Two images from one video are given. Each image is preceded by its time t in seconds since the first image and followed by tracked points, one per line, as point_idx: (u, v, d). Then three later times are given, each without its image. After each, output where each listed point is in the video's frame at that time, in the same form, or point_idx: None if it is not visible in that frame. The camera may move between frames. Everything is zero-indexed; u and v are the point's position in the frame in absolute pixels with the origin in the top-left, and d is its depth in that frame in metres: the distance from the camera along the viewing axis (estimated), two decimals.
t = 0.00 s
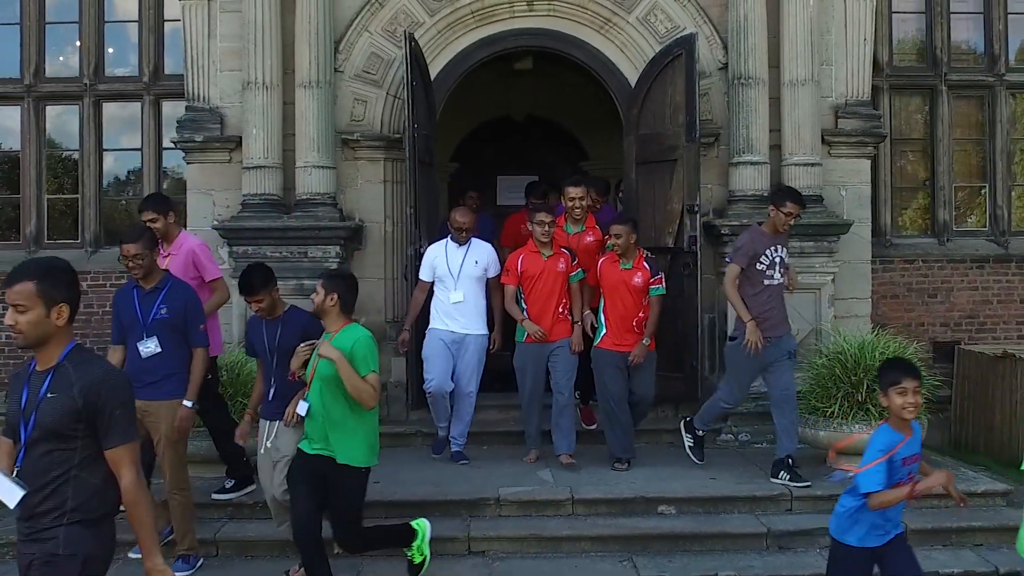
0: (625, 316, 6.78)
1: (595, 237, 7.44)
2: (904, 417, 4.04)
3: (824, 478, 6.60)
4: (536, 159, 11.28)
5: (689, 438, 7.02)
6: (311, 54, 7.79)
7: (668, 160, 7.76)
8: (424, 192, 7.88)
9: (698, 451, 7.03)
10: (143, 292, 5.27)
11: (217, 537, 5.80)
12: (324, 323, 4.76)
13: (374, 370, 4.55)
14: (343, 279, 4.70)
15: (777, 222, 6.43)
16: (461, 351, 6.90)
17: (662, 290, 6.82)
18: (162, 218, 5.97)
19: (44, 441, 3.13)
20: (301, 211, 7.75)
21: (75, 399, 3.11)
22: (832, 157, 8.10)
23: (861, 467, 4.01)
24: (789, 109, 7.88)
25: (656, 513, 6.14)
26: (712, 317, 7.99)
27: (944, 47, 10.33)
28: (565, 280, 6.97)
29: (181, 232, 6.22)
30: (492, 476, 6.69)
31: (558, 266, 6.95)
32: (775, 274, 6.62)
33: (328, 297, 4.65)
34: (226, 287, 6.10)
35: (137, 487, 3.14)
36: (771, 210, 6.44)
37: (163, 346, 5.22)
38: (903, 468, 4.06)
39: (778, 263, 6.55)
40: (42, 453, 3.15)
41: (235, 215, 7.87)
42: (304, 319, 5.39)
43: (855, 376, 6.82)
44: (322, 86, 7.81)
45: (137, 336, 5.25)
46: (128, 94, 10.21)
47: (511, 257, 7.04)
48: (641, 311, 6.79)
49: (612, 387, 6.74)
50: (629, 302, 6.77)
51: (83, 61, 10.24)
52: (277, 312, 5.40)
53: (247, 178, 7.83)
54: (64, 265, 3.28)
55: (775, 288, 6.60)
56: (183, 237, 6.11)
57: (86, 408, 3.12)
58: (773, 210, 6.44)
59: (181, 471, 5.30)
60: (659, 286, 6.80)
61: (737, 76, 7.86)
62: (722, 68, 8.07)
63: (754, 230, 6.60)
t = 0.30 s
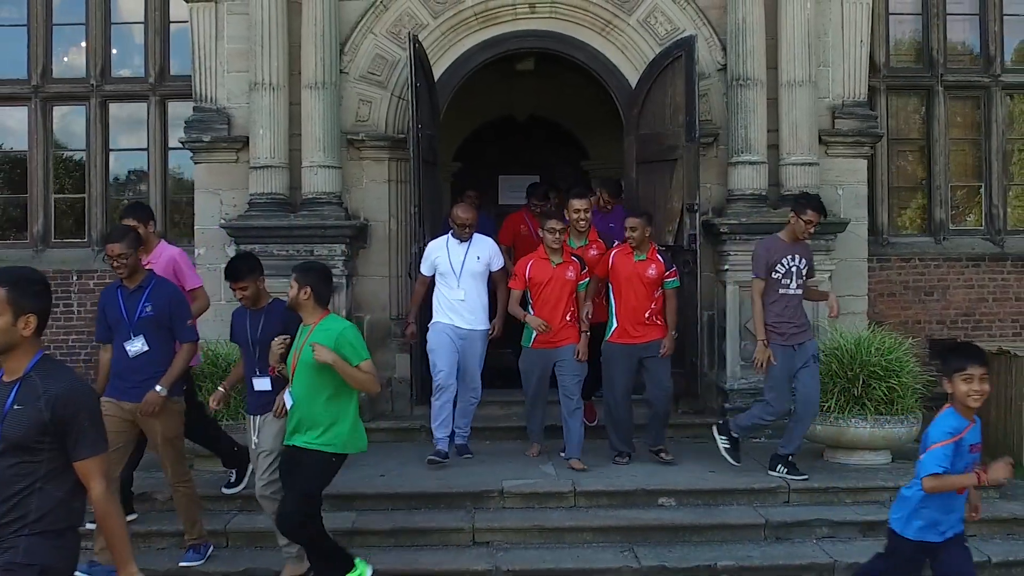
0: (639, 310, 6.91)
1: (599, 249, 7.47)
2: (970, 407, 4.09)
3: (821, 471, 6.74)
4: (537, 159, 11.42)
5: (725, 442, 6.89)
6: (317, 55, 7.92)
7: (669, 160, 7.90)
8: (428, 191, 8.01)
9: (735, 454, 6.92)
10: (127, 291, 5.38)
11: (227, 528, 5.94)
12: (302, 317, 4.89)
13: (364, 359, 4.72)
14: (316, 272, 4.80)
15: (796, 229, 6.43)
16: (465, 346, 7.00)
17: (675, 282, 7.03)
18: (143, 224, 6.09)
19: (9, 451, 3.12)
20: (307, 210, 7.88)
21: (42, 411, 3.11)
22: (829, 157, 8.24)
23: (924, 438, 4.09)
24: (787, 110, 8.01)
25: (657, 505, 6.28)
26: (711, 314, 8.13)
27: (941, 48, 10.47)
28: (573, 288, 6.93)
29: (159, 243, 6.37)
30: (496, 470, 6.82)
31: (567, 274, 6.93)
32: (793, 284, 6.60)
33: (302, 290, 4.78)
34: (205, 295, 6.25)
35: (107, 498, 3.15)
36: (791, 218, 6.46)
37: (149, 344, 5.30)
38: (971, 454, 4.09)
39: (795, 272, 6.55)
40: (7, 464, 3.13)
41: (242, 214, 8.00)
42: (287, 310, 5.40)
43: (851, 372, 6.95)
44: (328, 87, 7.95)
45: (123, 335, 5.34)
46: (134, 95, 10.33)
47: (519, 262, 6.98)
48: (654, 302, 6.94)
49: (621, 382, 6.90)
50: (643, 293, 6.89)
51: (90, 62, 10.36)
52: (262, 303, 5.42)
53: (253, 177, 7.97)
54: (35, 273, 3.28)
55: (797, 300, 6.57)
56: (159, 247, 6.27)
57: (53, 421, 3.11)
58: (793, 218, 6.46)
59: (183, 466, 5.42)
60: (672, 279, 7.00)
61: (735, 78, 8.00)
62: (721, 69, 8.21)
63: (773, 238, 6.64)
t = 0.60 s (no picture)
0: (654, 308, 6.96)
1: (605, 251, 7.46)
2: None
3: (816, 464, 6.87)
4: (538, 158, 11.55)
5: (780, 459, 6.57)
6: (322, 55, 8.05)
7: (668, 158, 8.02)
8: (431, 190, 8.14)
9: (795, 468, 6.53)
10: (106, 304, 5.34)
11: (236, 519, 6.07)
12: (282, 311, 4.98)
13: (343, 350, 4.80)
14: (291, 266, 4.89)
15: (813, 214, 6.54)
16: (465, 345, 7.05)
17: (689, 283, 7.09)
18: (119, 235, 6.24)
19: None
20: (312, 208, 8.01)
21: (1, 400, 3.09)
22: (825, 156, 8.37)
23: (981, 444, 3.84)
24: (784, 109, 8.14)
25: (656, 496, 6.41)
26: (710, 310, 8.26)
27: (936, 48, 10.60)
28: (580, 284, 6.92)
29: (134, 252, 6.47)
30: (498, 463, 6.95)
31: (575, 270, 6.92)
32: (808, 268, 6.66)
33: (278, 284, 4.88)
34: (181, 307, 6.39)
35: (56, 492, 3.09)
36: (808, 203, 6.57)
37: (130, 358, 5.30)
38: None
39: (810, 255, 6.61)
40: None
41: (248, 211, 8.13)
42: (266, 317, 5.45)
43: (846, 366, 7.07)
44: (332, 86, 8.07)
45: (103, 348, 5.33)
46: (139, 94, 10.45)
47: (527, 258, 7.00)
48: (667, 303, 6.99)
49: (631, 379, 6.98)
50: (656, 292, 6.96)
51: (95, 62, 10.46)
52: (243, 311, 5.46)
53: (259, 175, 8.09)
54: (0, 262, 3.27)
55: (811, 283, 6.63)
56: (137, 258, 6.40)
57: (12, 410, 3.09)
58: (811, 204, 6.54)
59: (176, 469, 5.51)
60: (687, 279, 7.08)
61: (733, 78, 8.13)
62: (719, 69, 8.34)
63: (790, 223, 6.72)
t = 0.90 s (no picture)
0: (664, 308, 6.91)
1: (615, 241, 7.52)
2: None
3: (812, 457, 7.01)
4: (538, 158, 11.67)
5: (793, 435, 6.85)
6: (326, 56, 8.18)
7: (667, 158, 8.15)
8: (434, 189, 8.28)
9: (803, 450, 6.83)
10: (82, 312, 5.24)
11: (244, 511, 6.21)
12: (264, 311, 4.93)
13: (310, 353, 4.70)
14: (271, 267, 4.81)
15: (830, 206, 6.57)
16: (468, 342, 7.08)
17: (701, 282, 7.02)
18: (92, 235, 6.24)
19: None
20: (317, 206, 8.14)
21: None
22: (822, 155, 8.50)
23: None
24: (781, 110, 8.27)
25: (656, 489, 6.55)
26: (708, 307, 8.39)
27: (933, 48, 10.73)
28: (586, 278, 6.89)
29: (116, 249, 6.52)
30: (501, 457, 7.07)
31: (580, 265, 6.90)
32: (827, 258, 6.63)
33: (258, 287, 4.81)
34: (167, 299, 6.47)
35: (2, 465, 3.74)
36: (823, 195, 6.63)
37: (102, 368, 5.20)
38: None
39: (827, 245, 6.57)
40: None
41: (254, 210, 8.25)
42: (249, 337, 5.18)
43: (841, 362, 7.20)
44: (337, 87, 8.20)
45: (74, 356, 5.20)
46: (144, 94, 10.56)
47: (533, 248, 7.02)
48: (678, 302, 6.95)
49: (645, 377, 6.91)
50: (668, 291, 6.92)
51: (101, 62, 10.58)
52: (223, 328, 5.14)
53: (265, 174, 8.22)
54: None
55: (828, 273, 6.60)
56: (118, 256, 6.46)
57: None
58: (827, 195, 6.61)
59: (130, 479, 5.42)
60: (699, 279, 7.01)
61: (731, 78, 8.26)
62: (717, 69, 8.47)
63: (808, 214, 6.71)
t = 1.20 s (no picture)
0: (673, 299, 7.02)
1: (625, 242, 7.58)
2: None
3: (807, 451, 7.15)
4: (538, 158, 11.80)
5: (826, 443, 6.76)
6: (329, 56, 8.31)
7: (665, 157, 8.28)
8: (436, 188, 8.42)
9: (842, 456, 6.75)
10: (62, 306, 5.39)
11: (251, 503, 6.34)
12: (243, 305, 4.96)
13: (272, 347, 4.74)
14: (249, 261, 4.83)
15: (846, 222, 6.31)
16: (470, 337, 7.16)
17: (709, 272, 7.12)
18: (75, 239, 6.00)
19: None
20: (321, 205, 8.28)
21: None
22: (817, 154, 8.64)
23: None
24: (777, 110, 8.41)
25: (653, 481, 6.69)
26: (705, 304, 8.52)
27: (928, 48, 10.87)
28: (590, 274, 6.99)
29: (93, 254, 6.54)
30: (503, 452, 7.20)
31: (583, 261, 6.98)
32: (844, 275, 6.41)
33: (236, 281, 4.83)
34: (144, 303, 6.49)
35: None
36: (840, 209, 6.37)
37: (77, 361, 5.31)
38: None
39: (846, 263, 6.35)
40: None
41: (259, 208, 8.39)
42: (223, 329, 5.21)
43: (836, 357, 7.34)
44: (340, 87, 8.34)
45: (51, 348, 5.34)
46: (149, 94, 10.68)
47: (537, 247, 7.11)
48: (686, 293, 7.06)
49: (653, 367, 6.99)
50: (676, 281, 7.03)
51: (105, 63, 10.70)
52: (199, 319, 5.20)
53: (269, 173, 8.35)
54: None
55: (845, 290, 6.38)
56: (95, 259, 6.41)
57: None
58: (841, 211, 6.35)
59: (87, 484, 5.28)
60: (706, 268, 7.12)
61: (728, 79, 8.39)
62: (714, 70, 8.60)
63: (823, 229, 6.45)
